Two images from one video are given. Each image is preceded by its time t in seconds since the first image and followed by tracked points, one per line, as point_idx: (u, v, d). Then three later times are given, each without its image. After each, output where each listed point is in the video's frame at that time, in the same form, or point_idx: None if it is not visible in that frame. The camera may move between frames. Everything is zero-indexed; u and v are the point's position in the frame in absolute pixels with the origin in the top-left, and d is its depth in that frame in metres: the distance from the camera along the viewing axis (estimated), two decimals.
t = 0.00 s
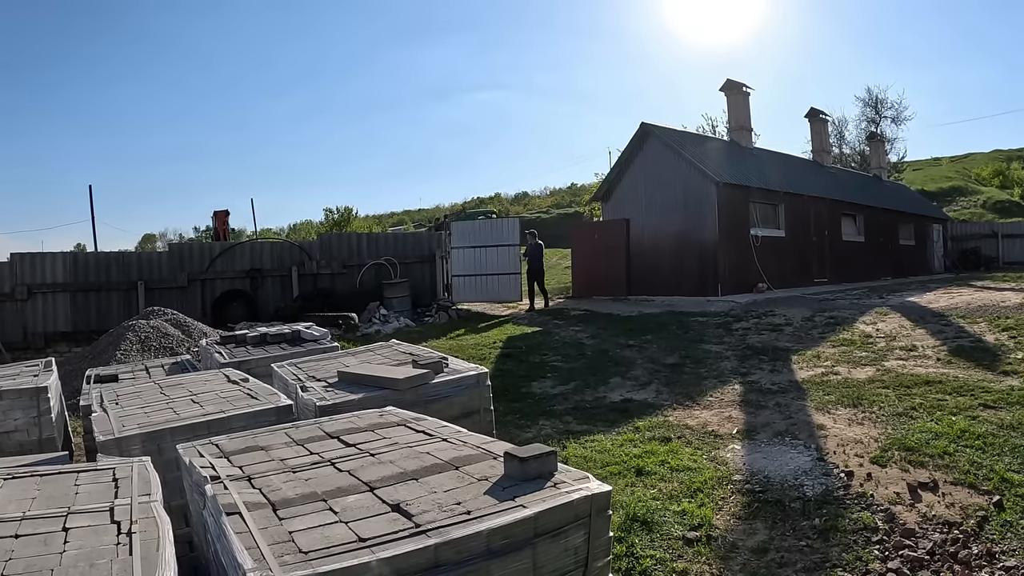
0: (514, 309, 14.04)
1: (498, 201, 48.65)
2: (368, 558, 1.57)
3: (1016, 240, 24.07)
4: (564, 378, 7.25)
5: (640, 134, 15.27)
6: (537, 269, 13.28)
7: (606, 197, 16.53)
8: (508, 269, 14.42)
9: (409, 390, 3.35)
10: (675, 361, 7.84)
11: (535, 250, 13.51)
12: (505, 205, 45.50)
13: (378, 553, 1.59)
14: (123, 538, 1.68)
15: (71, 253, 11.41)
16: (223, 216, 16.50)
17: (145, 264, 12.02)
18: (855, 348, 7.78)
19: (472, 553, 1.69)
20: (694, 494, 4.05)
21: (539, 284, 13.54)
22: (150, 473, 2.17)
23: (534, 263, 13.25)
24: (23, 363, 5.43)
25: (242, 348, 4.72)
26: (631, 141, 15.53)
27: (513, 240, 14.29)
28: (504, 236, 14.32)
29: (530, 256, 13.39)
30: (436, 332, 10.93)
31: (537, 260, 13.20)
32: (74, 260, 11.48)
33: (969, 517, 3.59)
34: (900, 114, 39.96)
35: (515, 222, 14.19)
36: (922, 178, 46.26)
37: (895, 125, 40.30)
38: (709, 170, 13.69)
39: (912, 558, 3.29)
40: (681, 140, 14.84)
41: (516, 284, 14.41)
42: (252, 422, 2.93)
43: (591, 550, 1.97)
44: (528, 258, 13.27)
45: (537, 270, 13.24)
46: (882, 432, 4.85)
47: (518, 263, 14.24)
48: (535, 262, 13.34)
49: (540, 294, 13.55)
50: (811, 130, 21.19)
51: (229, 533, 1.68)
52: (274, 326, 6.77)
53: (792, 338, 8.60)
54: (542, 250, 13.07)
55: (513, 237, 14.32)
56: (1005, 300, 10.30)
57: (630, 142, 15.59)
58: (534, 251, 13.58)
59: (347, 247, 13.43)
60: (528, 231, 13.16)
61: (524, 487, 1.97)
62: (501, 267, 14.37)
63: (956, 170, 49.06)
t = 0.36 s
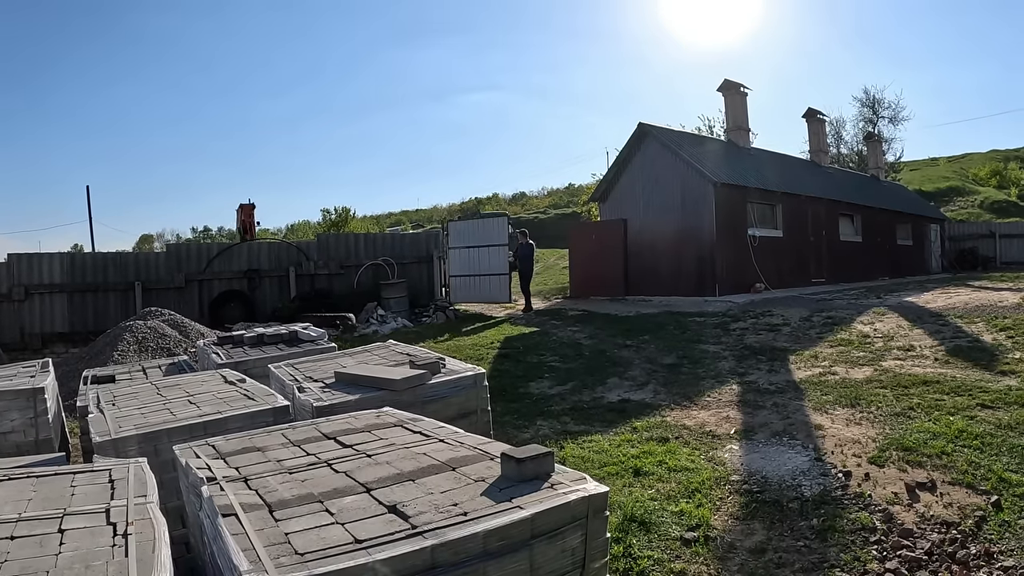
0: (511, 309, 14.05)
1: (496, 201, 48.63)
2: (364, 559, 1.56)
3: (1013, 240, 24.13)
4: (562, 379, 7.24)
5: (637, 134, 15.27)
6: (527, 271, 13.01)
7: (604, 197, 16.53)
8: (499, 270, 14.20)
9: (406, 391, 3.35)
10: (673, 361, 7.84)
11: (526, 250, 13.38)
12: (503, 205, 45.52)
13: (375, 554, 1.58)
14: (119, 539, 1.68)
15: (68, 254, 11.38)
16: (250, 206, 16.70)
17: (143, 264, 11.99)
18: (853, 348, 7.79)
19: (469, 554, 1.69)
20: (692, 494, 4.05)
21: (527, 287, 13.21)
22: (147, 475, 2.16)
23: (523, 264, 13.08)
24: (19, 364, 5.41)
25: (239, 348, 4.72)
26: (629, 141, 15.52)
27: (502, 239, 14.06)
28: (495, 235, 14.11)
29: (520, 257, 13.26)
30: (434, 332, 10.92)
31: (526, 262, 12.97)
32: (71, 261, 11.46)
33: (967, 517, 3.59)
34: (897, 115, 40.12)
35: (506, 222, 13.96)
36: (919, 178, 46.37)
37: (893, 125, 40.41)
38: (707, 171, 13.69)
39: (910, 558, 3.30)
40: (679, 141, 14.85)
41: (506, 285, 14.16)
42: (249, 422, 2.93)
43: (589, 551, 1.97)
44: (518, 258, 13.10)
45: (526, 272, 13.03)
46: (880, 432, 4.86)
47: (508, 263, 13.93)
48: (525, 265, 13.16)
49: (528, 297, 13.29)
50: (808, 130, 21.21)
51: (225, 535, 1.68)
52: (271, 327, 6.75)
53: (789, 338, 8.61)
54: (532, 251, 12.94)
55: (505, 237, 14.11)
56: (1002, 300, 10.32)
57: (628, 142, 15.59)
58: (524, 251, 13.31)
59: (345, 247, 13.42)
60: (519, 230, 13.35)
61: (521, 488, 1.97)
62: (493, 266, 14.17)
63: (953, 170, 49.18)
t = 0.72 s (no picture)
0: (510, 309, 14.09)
1: (495, 202, 48.63)
2: (365, 560, 1.56)
3: (1012, 240, 24.16)
4: (561, 379, 7.23)
5: (636, 134, 15.27)
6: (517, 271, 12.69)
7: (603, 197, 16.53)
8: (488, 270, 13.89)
9: (406, 391, 3.35)
10: (672, 361, 7.84)
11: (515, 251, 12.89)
12: (501, 206, 45.55)
13: (375, 555, 1.58)
14: (118, 540, 1.67)
15: (66, 254, 11.35)
16: (277, 203, 17.55)
17: (141, 265, 11.97)
18: (853, 348, 7.80)
19: (471, 555, 1.69)
20: (693, 494, 4.05)
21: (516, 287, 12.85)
22: (146, 475, 2.16)
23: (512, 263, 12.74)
24: (18, 364, 5.40)
25: (238, 348, 4.72)
26: (628, 142, 15.51)
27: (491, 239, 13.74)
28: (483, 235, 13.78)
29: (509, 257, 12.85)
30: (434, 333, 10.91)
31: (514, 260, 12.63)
32: (69, 261, 11.44)
33: (967, 517, 3.59)
34: (896, 116, 40.21)
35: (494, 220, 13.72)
36: (917, 178, 46.44)
37: (892, 126, 40.48)
38: (706, 171, 13.69)
39: (911, 558, 3.29)
40: (678, 141, 14.84)
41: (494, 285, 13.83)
42: (248, 423, 2.93)
43: (590, 551, 1.96)
44: (508, 256, 12.80)
45: (516, 272, 12.71)
46: (879, 432, 4.86)
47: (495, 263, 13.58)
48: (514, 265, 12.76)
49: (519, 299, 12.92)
50: (807, 130, 21.22)
51: (224, 535, 1.67)
52: (270, 327, 6.75)
53: (789, 339, 8.60)
54: (522, 250, 12.61)
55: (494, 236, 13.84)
56: (1002, 300, 10.33)
57: (627, 143, 15.58)
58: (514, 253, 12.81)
59: (344, 248, 13.39)
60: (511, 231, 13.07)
61: (522, 488, 1.97)
62: (483, 266, 13.90)
63: (952, 171, 49.27)
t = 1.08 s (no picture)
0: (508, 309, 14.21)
1: (495, 202, 48.61)
2: (364, 559, 1.55)
3: (1011, 240, 24.16)
4: (561, 379, 7.22)
5: (636, 134, 15.27)
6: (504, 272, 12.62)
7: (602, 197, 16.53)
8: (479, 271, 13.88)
9: (405, 390, 3.34)
10: (672, 361, 7.84)
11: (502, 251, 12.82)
12: (501, 206, 45.56)
13: (375, 554, 1.57)
14: (115, 539, 1.67)
15: (65, 254, 11.35)
16: (301, 201, 17.47)
17: (140, 265, 11.97)
18: (852, 348, 7.79)
19: (470, 554, 1.68)
20: (693, 493, 4.04)
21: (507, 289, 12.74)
22: (143, 474, 2.15)
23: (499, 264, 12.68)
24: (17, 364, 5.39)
25: (238, 348, 4.71)
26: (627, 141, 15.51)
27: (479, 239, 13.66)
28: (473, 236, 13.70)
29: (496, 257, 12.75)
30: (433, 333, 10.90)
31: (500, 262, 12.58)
32: (69, 261, 11.43)
33: (968, 516, 3.59)
34: (896, 115, 40.26)
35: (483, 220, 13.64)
36: (917, 178, 46.43)
37: (891, 126, 40.51)
38: (705, 171, 13.69)
39: (911, 557, 3.29)
40: (677, 141, 14.84)
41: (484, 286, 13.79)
42: (247, 422, 2.92)
43: (591, 550, 1.96)
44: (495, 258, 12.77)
45: (503, 273, 12.65)
46: (879, 432, 4.85)
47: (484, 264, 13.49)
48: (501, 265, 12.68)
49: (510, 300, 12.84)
50: (806, 130, 21.22)
51: (223, 534, 1.67)
52: (269, 327, 6.73)
53: (789, 338, 8.60)
54: (509, 252, 12.55)
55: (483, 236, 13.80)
56: (1001, 300, 10.32)
57: (626, 142, 15.57)
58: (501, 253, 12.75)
59: (343, 248, 13.38)
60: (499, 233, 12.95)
61: (522, 487, 1.97)
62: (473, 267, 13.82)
63: (951, 170, 49.29)
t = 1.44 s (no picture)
0: (507, 309, 14.29)
1: (494, 203, 48.62)
2: (367, 560, 1.55)
3: (1010, 240, 24.19)
4: (561, 379, 7.22)
5: (635, 134, 15.26)
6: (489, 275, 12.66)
7: (602, 197, 16.53)
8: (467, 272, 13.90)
9: (406, 391, 3.34)
10: (672, 361, 7.84)
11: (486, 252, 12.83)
12: (500, 206, 45.59)
13: (378, 555, 1.57)
14: (117, 540, 1.67)
15: (65, 255, 11.33)
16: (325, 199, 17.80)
17: (139, 265, 11.95)
18: (852, 348, 7.79)
19: (473, 555, 1.68)
20: (693, 494, 4.04)
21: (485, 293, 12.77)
22: (144, 476, 2.15)
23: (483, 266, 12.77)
24: (17, 365, 5.38)
25: (237, 348, 4.71)
26: (627, 142, 15.51)
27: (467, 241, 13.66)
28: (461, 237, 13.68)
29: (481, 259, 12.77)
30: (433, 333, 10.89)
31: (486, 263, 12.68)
32: (68, 262, 11.42)
33: (968, 516, 3.59)
34: (895, 116, 40.33)
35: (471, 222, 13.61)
36: (917, 178, 46.47)
37: (890, 126, 40.56)
38: (705, 171, 13.68)
39: (913, 557, 3.29)
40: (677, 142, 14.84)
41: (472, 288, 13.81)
42: (247, 423, 2.92)
43: (593, 551, 1.96)
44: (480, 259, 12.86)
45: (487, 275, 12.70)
46: (880, 432, 4.85)
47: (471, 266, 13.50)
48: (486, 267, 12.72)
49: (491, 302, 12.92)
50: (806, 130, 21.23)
51: (224, 536, 1.67)
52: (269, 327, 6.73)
53: (788, 338, 8.60)
54: (493, 254, 12.66)
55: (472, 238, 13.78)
56: (1000, 300, 10.32)
57: (626, 143, 15.57)
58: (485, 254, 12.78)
59: (343, 248, 13.37)
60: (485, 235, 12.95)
61: (525, 488, 1.96)
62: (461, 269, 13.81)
63: (950, 171, 49.34)
